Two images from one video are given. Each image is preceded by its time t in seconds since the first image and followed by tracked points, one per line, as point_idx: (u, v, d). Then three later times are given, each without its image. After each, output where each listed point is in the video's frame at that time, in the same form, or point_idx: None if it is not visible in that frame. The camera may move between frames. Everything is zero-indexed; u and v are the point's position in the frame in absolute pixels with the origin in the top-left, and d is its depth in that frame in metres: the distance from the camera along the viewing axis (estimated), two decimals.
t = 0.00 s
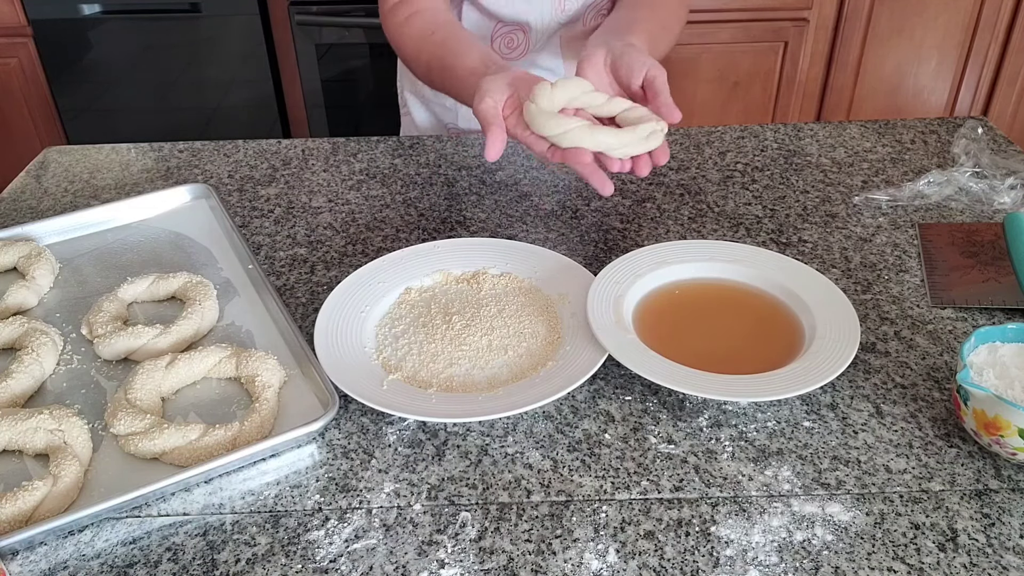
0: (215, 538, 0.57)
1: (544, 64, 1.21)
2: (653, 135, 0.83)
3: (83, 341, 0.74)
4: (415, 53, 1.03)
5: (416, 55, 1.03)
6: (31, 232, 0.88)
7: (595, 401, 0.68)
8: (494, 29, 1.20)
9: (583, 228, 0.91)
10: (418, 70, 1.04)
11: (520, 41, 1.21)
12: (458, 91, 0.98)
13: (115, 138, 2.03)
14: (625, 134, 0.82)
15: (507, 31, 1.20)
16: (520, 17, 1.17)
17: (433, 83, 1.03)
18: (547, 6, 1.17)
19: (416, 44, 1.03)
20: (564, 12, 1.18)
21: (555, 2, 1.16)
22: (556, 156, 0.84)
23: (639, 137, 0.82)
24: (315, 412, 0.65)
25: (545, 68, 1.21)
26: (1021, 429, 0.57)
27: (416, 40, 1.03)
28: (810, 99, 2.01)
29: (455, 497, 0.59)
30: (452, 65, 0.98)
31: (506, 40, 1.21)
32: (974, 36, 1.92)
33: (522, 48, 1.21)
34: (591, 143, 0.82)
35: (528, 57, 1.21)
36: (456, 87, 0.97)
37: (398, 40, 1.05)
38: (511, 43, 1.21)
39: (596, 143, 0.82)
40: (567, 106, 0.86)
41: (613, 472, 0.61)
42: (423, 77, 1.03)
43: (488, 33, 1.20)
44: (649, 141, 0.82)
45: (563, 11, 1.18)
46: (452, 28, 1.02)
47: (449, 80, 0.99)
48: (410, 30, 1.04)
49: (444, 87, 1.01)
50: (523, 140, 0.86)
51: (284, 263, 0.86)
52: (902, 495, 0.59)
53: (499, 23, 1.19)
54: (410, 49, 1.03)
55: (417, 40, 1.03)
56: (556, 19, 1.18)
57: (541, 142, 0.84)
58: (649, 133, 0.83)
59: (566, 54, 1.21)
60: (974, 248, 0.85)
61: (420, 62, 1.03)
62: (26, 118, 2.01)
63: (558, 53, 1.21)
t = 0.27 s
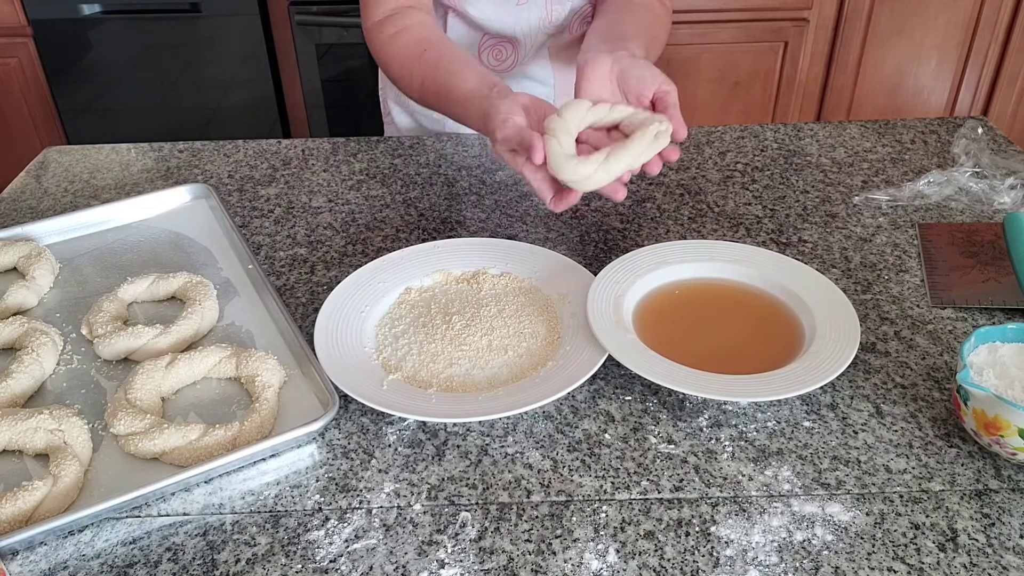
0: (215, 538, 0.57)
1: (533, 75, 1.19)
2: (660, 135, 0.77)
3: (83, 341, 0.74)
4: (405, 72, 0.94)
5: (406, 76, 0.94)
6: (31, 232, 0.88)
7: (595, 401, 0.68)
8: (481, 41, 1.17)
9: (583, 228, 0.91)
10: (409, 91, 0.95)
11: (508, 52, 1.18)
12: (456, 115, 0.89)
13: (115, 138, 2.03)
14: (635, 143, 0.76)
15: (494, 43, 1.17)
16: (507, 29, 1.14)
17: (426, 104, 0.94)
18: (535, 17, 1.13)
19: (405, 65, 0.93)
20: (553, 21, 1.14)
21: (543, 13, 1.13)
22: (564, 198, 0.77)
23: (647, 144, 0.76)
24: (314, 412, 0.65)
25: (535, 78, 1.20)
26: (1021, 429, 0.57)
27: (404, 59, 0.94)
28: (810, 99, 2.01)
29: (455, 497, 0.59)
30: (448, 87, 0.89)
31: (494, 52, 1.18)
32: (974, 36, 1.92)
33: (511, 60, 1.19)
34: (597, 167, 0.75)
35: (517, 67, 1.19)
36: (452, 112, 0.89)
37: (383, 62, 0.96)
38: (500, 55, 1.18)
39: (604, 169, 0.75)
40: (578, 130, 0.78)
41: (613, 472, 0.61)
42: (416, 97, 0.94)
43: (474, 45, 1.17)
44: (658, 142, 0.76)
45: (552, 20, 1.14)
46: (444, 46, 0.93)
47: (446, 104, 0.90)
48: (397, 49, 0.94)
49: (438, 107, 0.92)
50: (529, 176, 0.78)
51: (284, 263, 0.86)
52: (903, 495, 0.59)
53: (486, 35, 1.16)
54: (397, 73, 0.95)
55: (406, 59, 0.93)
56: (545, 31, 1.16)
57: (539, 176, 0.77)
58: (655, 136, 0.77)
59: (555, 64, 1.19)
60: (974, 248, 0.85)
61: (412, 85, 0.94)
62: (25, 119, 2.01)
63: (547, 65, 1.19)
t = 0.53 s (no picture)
0: (215, 538, 0.57)
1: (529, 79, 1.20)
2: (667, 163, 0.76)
3: (83, 341, 0.74)
4: (408, 80, 0.94)
5: (408, 85, 0.94)
6: (31, 232, 0.88)
7: (595, 401, 0.68)
8: (476, 47, 1.17)
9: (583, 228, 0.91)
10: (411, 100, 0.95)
11: (503, 58, 1.18)
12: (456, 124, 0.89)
13: (115, 139, 2.03)
14: (645, 170, 0.75)
15: (489, 50, 1.17)
16: (502, 37, 1.14)
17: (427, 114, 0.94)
18: (530, 25, 1.13)
19: (408, 75, 0.93)
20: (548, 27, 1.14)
21: (539, 20, 1.13)
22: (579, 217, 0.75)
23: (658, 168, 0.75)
24: (314, 412, 0.65)
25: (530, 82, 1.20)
26: (1021, 429, 0.57)
27: (407, 68, 0.94)
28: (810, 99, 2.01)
29: (455, 497, 0.59)
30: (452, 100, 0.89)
31: (490, 59, 1.18)
32: (974, 37, 1.92)
33: (507, 65, 1.18)
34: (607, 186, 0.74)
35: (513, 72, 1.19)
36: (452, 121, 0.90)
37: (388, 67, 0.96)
38: (495, 61, 1.18)
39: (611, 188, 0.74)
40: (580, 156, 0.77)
41: (613, 472, 0.61)
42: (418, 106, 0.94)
43: (469, 52, 1.17)
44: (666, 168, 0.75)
45: (547, 27, 1.14)
46: (449, 61, 0.93)
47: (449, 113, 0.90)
48: (401, 59, 0.94)
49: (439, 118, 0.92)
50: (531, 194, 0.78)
51: (284, 263, 0.86)
52: (902, 495, 0.59)
53: (481, 43, 1.16)
54: (399, 80, 0.95)
55: (409, 69, 0.93)
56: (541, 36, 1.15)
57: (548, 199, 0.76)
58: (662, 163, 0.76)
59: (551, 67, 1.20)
60: (974, 248, 0.85)
61: (414, 94, 0.94)
62: (26, 119, 2.01)
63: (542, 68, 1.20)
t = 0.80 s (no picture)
0: (215, 538, 0.57)
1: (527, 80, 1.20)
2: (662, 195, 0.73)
3: (83, 341, 0.74)
4: (406, 91, 0.93)
5: (406, 96, 0.93)
6: (31, 232, 0.88)
7: (595, 401, 0.68)
8: (474, 50, 1.17)
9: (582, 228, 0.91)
10: (408, 111, 0.94)
11: (502, 60, 1.18)
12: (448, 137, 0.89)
13: (115, 139, 2.03)
14: (640, 204, 0.72)
15: (487, 52, 1.17)
16: (500, 40, 1.14)
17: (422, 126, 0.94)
18: (528, 26, 1.13)
19: (407, 87, 0.93)
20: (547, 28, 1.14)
21: (536, 22, 1.13)
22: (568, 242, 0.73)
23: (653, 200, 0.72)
24: (314, 412, 0.65)
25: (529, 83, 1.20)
26: (1021, 429, 0.57)
27: (406, 80, 0.93)
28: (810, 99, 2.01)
29: (455, 497, 0.59)
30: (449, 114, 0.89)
31: (488, 61, 1.18)
32: (974, 36, 1.92)
33: (505, 68, 1.19)
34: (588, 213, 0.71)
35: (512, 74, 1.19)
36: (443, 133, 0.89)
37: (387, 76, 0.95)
38: (494, 63, 1.18)
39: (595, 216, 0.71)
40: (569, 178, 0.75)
41: (613, 472, 0.61)
42: (414, 116, 0.93)
43: (468, 55, 1.17)
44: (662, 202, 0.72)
45: (544, 28, 1.14)
46: (448, 76, 0.92)
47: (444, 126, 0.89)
48: (400, 69, 0.93)
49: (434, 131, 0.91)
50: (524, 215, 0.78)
51: (284, 263, 0.86)
52: (902, 495, 0.59)
53: (479, 45, 1.16)
54: (397, 90, 0.94)
55: (407, 80, 0.93)
56: (538, 37, 1.15)
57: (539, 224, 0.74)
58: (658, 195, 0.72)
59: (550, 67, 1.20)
60: (974, 249, 0.85)
61: (411, 105, 0.93)
62: (26, 119, 2.01)
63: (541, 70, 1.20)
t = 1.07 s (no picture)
0: (215, 538, 0.57)
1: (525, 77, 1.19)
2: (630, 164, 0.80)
3: (83, 341, 0.74)
4: (372, 67, 0.96)
5: (375, 71, 0.96)
6: (31, 232, 0.88)
7: (595, 401, 0.68)
8: (470, 47, 1.16)
9: (583, 228, 0.91)
10: (376, 87, 0.97)
11: (499, 58, 1.17)
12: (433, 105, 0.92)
13: (115, 139, 2.03)
14: (603, 168, 0.80)
15: (484, 50, 1.16)
16: (496, 36, 1.13)
17: (395, 100, 0.97)
18: (524, 20, 1.13)
19: (372, 62, 0.96)
20: (542, 22, 1.14)
21: (532, 16, 1.13)
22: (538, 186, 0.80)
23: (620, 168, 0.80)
24: (314, 412, 0.65)
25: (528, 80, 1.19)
26: (1021, 429, 0.57)
27: (372, 56, 0.96)
28: (810, 99, 2.01)
29: (455, 497, 0.59)
30: (420, 87, 0.93)
31: (485, 59, 1.17)
32: (974, 37, 1.92)
33: (503, 65, 1.17)
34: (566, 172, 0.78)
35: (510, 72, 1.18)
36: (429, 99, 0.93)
37: (346, 56, 0.97)
38: (491, 61, 1.17)
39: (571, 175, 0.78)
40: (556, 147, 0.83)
41: (613, 472, 0.61)
42: (382, 91, 0.97)
43: (464, 53, 1.16)
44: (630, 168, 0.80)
45: (541, 22, 1.14)
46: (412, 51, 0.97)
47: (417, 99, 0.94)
48: (364, 46, 0.96)
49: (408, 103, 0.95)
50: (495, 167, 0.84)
51: (284, 263, 0.86)
52: (902, 495, 0.59)
53: (475, 43, 1.15)
54: (361, 67, 0.97)
55: (372, 55, 0.96)
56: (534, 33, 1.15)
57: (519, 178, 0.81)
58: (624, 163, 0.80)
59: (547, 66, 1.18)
60: (974, 248, 0.85)
61: (382, 80, 0.96)
62: (25, 119, 2.01)
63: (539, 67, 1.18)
